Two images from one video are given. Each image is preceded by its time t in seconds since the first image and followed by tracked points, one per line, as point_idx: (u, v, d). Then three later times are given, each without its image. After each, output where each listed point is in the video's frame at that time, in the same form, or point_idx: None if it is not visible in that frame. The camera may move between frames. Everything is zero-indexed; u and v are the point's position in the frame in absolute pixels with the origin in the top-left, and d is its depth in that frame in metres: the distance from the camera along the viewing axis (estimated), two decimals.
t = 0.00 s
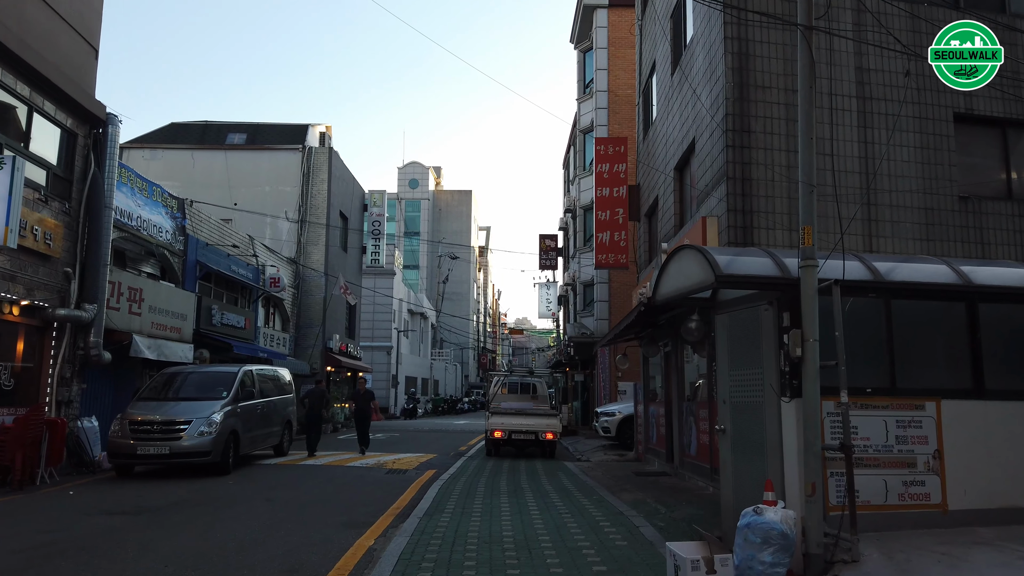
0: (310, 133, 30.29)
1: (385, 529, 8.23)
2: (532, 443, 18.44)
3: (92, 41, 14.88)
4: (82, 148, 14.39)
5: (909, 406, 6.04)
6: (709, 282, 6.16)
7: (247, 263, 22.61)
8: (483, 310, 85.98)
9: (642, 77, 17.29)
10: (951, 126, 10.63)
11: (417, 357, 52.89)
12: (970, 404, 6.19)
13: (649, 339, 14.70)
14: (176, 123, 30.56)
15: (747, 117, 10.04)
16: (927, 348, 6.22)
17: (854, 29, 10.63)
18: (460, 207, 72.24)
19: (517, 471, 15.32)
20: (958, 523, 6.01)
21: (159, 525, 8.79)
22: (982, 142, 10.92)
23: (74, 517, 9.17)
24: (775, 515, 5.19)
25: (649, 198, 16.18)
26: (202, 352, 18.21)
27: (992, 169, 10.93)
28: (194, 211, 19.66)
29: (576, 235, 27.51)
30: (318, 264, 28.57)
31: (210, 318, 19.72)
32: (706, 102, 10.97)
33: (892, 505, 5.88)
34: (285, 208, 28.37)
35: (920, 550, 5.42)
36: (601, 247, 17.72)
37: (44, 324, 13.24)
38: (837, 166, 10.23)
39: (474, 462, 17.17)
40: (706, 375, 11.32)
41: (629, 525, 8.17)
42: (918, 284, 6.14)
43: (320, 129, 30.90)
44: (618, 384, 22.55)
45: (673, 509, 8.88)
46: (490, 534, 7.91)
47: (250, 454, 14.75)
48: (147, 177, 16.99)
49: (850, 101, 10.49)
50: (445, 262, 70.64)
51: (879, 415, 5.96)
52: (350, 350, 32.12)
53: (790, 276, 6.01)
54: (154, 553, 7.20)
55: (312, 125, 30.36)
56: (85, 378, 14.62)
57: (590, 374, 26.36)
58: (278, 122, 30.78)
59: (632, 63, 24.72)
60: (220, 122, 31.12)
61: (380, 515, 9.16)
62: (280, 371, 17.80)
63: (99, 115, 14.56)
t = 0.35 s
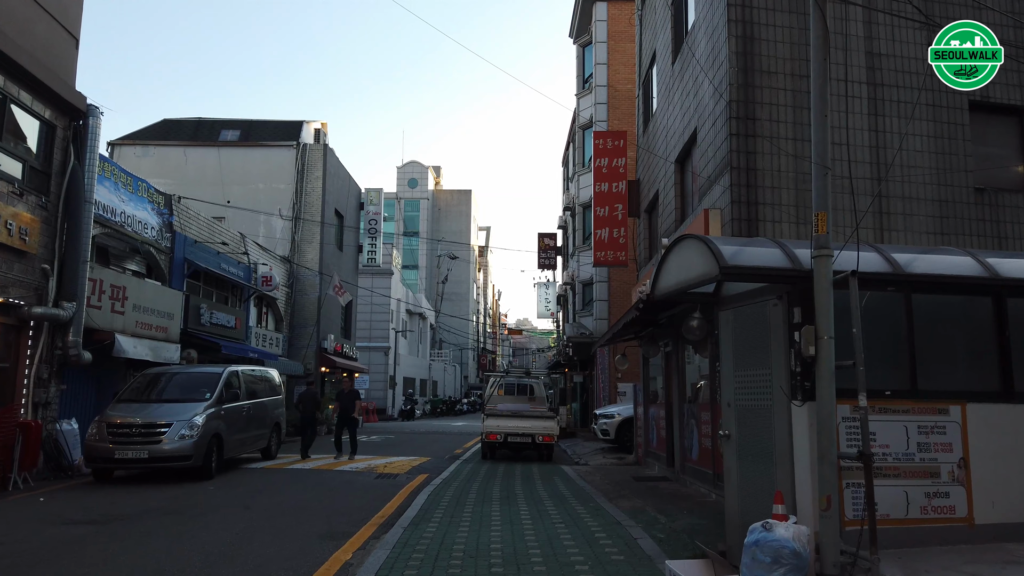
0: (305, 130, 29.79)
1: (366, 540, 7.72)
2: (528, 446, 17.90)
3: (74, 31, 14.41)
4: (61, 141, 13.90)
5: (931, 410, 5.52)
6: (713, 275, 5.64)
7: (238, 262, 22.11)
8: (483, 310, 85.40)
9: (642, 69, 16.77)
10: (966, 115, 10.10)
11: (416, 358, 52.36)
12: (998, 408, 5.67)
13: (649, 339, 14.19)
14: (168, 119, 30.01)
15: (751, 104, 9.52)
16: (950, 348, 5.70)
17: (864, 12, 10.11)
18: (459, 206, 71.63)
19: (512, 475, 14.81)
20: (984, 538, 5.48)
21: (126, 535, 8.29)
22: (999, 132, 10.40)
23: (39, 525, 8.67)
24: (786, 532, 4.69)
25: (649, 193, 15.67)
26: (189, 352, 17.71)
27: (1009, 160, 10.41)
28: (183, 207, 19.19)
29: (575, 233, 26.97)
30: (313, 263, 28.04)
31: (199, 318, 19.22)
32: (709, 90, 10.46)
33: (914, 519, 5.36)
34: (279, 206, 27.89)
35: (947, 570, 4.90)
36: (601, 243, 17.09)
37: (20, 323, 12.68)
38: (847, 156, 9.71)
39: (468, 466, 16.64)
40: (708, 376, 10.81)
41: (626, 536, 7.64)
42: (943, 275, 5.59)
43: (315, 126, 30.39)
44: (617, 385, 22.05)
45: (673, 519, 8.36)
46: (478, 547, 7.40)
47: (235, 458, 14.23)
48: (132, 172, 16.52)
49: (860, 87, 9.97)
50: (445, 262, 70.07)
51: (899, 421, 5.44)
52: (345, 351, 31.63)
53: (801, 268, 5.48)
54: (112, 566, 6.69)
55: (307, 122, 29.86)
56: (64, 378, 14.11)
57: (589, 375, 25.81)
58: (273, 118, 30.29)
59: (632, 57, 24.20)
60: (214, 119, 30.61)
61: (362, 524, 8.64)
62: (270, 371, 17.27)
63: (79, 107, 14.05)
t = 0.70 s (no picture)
0: (300, 127, 29.26)
1: (345, 552, 7.20)
2: (525, 449, 17.33)
3: (53, 19, 13.91)
4: (39, 132, 13.39)
5: (964, 412, 4.98)
6: (722, 262, 5.10)
7: (230, 261, 21.60)
8: (483, 312, 84.86)
9: (642, 60, 16.25)
10: (985, 101, 9.57)
11: (414, 360, 51.80)
12: None
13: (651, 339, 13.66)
14: (160, 116, 29.48)
15: (759, 87, 8.98)
16: (983, 343, 5.16)
17: None
18: (459, 207, 70.69)
19: (508, 480, 14.28)
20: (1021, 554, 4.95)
21: (90, 545, 7.77)
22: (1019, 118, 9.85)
23: None
24: (803, 549, 4.18)
25: (650, 188, 15.14)
26: (177, 352, 17.20)
27: None
28: (171, 203, 18.67)
29: (575, 232, 26.42)
30: (307, 262, 27.48)
31: (188, 317, 18.71)
32: (713, 75, 9.93)
33: (945, 533, 4.82)
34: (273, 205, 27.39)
35: None
36: (600, 240, 16.51)
37: None
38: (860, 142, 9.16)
39: (464, 470, 16.08)
40: (713, 376, 10.27)
41: (626, 548, 7.07)
42: (976, 263, 5.04)
43: (310, 123, 29.88)
44: (618, 387, 21.51)
45: (675, 529, 7.82)
46: (465, 559, 6.87)
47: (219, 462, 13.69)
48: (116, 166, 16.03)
49: (873, 71, 9.44)
50: (444, 263, 69.46)
51: (929, 423, 4.90)
52: (341, 352, 31.09)
53: (820, 254, 4.93)
54: None
55: (302, 119, 29.35)
56: (42, 379, 13.58)
57: (589, 377, 25.24)
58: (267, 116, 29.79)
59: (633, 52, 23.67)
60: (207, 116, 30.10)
61: (344, 534, 8.10)
62: (259, 372, 16.71)
63: (58, 97, 13.57)
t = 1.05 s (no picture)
0: (302, 122, 28.79)
1: (335, 562, 6.68)
2: (531, 451, 16.79)
3: (42, 6, 13.46)
4: (26, 122, 12.93)
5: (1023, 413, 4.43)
6: (750, 244, 4.55)
7: (230, 257, 21.15)
8: (490, 312, 84.42)
9: (652, 48, 15.69)
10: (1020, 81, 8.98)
11: (420, 360, 51.38)
12: None
13: (664, 337, 13.13)
14: (161, 112, 29.06)
15: (779, 65, 8.40)
16: None
17: None
18: (465, 206, 70.81)
19: (513, 482, 13.75)
20: None
21: (64, 553, 7.28)
22: None
23: None
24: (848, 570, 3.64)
25: (661, 179, 14.59)
26: (174, 350, 16.74)
27: None
28: (168, 198, 18.22)
29: (582, 228, 25.87)
30: (310, 259, 27.01)
31: (185, 315, 18.25)
32: (729, 55, 9.36)
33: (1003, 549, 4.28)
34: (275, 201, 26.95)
35: None
36: (608, 234, 15.91)
37: None
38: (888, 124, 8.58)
39: (468, 471, 15.56)
40: (729, 374, 9.72)
41: (638, 560, 6.52)
42: None
43: (313, 119, 29.44)
44: (627, 386, 20.97)
45: (692, 538, 7.26)
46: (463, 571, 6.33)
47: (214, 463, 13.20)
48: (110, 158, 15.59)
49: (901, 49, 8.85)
50: (450, 262, 68.96)
51: (984, 425, 4.36)
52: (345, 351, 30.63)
53: (861, 235, 4.38)
54: None
55: (304, 115, 28.91)
56: (30, 378, 13.12)
57: (597, 376, 24.68)
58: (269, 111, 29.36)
59: (641, 44, 23.13)
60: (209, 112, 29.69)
61: (336, 542, 7.59)
62: (256, 370, 16.21)
63: (47, 85, 13.10)
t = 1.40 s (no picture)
0: (305, 119, 28.33)
1: None
2: (538, 454, 16.28)
3: None
4: (15, 114, 12.48)
5: None
6: (787, 231, 4.01)
7: (230, 256, 20.69)
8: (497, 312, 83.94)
9: (663, 37, 15.15)
10: None
11: (426, 361, 50.89)
12: None
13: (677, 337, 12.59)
14: (163, 109, 28.64)
15: (803, 47, 7.86)
16: None
17: None
18: (471, 206, 69.45)
19: (519, 487, 13.25)
20: None
21: (39, 568, 6.82)
22: None
23: None
24: None
25: (673, 173, 14.05)
26: (171, 350, 16.31)
27: None
28: (166, 194, 17.77)
29: (590, 226, 25.33)
30: (312, 258, 26.55)
31: (184, 314, 17.81)
32: (749, 37, 8.82)
33: None
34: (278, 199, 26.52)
35: None
36: (618, 231, 15.35)
37: None
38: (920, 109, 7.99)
39: (472, 476, 15.07)
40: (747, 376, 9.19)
41: None
42: None
43: (317, 115, 28.99)
44: (636, 387, 20.44)
45: (711, 554, 6.74)
46: None
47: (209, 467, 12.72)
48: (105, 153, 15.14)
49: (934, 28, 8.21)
50: (457, 262, 68.48)
51: None
52: (349, 351, 30.20)
53: (912, 222, 3.86)
54: None
55: (308, 112, 28.47)
56: (20, 379, 12.70)
57: (605, 378, 24.14)
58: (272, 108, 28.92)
59: (651, 37, 22.57)
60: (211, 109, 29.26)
61: (329, 557, 7.11)
62: (255, 370, 15.74)
63: (37, 77, 12.66)
